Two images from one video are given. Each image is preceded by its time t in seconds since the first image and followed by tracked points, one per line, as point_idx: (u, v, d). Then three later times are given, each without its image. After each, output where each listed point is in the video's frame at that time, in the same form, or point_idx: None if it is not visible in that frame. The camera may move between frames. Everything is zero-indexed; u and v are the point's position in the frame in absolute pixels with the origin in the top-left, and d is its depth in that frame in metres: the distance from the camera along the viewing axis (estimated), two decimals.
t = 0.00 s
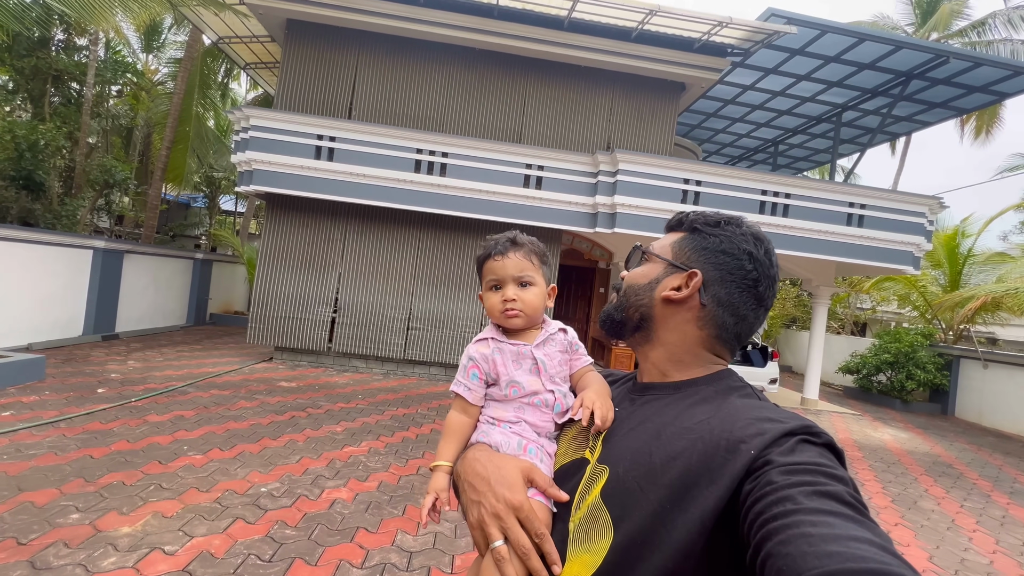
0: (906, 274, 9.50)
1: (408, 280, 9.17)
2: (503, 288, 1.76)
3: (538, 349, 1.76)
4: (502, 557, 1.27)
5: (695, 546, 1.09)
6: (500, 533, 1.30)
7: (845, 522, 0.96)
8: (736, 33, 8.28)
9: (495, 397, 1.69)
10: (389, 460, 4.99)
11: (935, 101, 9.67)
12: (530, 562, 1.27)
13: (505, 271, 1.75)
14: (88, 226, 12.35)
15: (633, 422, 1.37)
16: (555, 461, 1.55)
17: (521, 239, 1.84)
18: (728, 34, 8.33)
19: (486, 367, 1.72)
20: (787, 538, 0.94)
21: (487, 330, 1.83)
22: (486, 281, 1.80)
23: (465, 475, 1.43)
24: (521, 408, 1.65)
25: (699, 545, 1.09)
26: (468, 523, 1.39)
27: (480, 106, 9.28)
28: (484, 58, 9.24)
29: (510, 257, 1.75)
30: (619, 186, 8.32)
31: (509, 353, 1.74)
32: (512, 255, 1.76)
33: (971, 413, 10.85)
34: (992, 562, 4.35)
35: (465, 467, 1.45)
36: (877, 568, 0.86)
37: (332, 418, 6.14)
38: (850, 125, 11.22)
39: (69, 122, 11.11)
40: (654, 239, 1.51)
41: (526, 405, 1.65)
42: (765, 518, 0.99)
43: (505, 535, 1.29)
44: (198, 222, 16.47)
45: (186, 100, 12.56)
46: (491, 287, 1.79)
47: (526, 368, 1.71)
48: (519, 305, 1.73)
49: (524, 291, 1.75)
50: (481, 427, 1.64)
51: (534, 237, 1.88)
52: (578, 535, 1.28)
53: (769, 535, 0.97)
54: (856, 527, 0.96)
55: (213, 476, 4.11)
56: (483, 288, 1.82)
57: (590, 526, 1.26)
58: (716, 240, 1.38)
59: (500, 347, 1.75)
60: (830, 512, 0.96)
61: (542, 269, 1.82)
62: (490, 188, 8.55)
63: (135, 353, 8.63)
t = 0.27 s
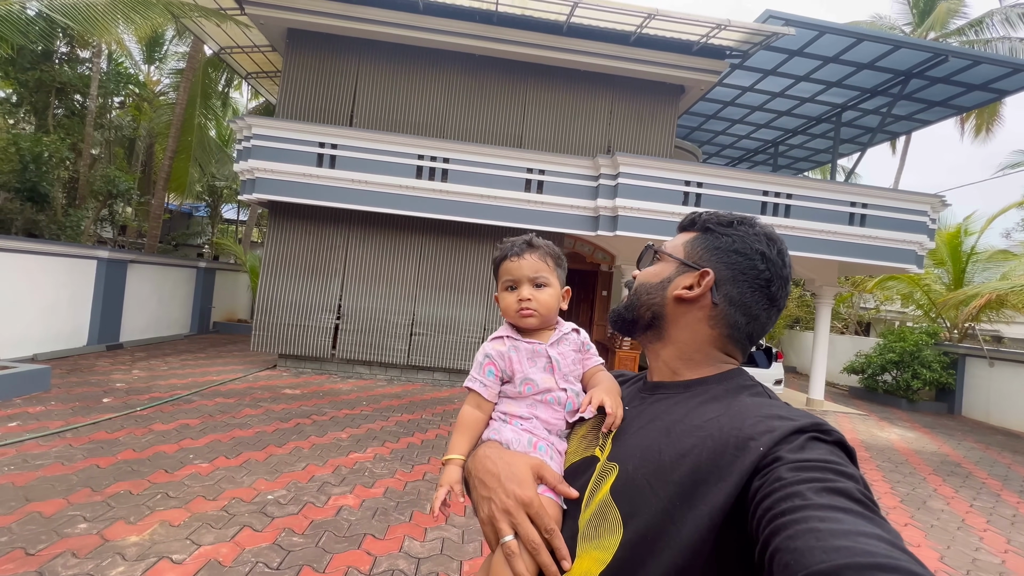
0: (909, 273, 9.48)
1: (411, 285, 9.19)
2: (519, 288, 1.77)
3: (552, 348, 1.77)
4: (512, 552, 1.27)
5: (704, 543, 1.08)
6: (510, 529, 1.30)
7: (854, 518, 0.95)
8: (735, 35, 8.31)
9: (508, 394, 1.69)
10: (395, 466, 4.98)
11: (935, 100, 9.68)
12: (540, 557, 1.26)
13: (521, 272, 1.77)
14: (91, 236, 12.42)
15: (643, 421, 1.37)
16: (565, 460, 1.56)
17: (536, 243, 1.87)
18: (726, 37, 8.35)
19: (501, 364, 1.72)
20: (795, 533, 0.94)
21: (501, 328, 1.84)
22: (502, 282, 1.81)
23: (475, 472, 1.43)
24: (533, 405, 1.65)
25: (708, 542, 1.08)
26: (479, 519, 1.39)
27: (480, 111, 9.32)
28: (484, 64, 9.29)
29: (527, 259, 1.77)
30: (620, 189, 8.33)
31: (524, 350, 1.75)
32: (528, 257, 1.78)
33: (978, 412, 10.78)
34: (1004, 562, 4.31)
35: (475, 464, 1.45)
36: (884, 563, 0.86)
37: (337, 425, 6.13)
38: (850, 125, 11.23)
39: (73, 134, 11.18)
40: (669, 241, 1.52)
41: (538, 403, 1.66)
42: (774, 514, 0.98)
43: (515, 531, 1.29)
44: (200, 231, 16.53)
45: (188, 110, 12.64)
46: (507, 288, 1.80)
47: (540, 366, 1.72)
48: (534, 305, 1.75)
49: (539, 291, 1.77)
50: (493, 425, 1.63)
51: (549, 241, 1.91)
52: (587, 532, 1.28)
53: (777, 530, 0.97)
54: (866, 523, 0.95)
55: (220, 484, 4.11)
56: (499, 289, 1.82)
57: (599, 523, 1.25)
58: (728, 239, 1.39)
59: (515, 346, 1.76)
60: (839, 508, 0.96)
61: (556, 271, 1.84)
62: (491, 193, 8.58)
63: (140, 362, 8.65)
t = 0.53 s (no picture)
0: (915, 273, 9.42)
1: (415, 292, 9.21)
2: (533, 299, 1.76)
3: (555, 350, 1.80)
4: (513, 557, 1.26)
5: (704, 546, 1.08)
6: (510, 534, 1.29)
7: (853, 519, 0.95)
8: (735, 39, 8.33)
9: (510, 392, 1.68)
10: (400, 472, 4.98)
11: (937, 100, 9.66)
12: (541, 563, 1.25)
13: (538, 283, 1.74)
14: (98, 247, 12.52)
15: (642, 424, 1.37)
16: (565, 464, 1.56)
17: (551, 249, 1.82)
18: (726, 41, 8.38)
19: (502, 354, 1.70)
20: (794, 534, 0.94)
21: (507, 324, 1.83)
22: (515, 289, 1.77)
23: (477, 478, 1.44)
24: (535, 408, 1.66)
25: (707, 545, 1.08)
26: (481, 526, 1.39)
27: (482, 117, 9.38)
28: (485, 71, 9.35)
29: (544, 271, 1.74)
30: (622, 193, 8.34)
31: (528, 348, 1.76)
32: (545, 268, 1.74)
33: (988, 414, 10.66)
34: (1017, 566, 4.25)
35: (478, 471, 1.46)
36: (883, 564, 0.86)
37: (342, 432, 6.14)
38: (851, 126, 11.22)
39: (80, 146, 11.29)
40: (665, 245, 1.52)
41: (540, 405, 1.67)
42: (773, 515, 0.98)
43: (515, 536, 1.29)
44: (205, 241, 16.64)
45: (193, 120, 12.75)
46: (519, 296, 1.77)
47: (543, 366, 1.74)
48: (546, 318, 1.77)
49: (552, 304, 1.78)
50: (495, 431, 1.63)
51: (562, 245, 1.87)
52: (587, 537, 1.27)
53: (776, 532, 0.97)
54: (863, 524, 0.95)
55: (225, 493, 4.12)
56: (511, 295, 1.79)
57: (598, 527, 1.25)
58: (723, 242, 1.39)
59: (520, 342, 1.76)
60: (838, 509, 0.96)
61: (568, 280, 1.84)
62: (494, 199, 8.60)
63: (146, 371, 8.69)
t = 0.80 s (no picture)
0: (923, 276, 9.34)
1: (419, 297, 9.24)
2: (524, 304, 1.79)
3: (551, 355, 1.80)
4: (505, 567, 1.26)
5: (701, 554, 1.07)
6: (502, 542, 1.28)
7: (850, 528, 0.95)
8: (738, 43, 8.34)
9: (506, 400, 1.68)
10: (404, 478, 4.98)
11: (943, 102, 9.61)
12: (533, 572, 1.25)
13: (528, 288, 1.77)
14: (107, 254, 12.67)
15: (638, 431, 1.37)
16: (557, 470, 1.57)
17: (541, 252, 1.85)
18: (729, 45, 8.38)
19: (500, 367, 1.70)
20: (790, 543, 0.93)
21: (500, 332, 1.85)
22: (506, 294, 1.81)
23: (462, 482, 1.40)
24: (529, 413, 1.66)
25: (704, 552, 1.08)
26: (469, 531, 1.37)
27: (486, 123, 9.43)
28: (488, 78, 9.42)
29: (534, 275, 1.77)
30: (626, 197, 8.35)
31: (524, 355, 1.76)
32: (535, 272, 1.78)
33: (1000, 419, 10.51)
34: None
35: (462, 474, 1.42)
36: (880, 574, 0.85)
37: (346, 437, 6.15)
38: (857, 129, 11.18)
39: (90, 154, 11.44)
40: (665, 250, 1.43)
41: (535, 410, 1.67)
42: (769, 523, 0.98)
43: (507, 544, 1.28)
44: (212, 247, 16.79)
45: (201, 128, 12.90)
46: (511, 301, 1.81)
47: (539, 371, 1.74)
48: (538, 323, 1.79)
49: (543, 308, 1.80)
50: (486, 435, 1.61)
51: (553, 248, 1.89)
52: (581, 546, 1.28)
53: (773, 540, 0.96)
54: (861, 533, 0.95)
55: (230, 497, 4.14)
56: (503, 300, 1.82)
57: (593, 535, 1.25)
58: (737, 253, 1.40)
59: (516, 350, 1.76)
60: (835, 518, 0.95)
61: (560, 283, 1.86)
62: (497, 204, 8.63)
63: (153, 376, 8.76)
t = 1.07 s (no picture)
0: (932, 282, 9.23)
1: (425, 299, 9.29)
2: (504, 303, 1.82)
3: (533, 352, 1.84)
4: (501, 569, 1.25)
5: (700, 548, 1.09)
6: (496, 544, 1.27)
7: (839, 517, 0.95)
8: (744, 48, 8.33)
9: (491, 398, 1.70)
10: (407, 479, 5.00)
11: (953, 107, 9.53)
12: (529, 573, 1.25)
13: (508, 287, 1.80)
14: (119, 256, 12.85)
15: (630, 426, 1.39)
16: (548, 467, 1.57)
17: (522, 251, 1.88)
18: (735, 50, 8.36)
19: (483, 366, 1.73)
20: (778, 532, 0.94)
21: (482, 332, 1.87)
22: (487, 293, 1.84)
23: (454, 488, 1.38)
24: (516, 409, 1.67)
25: (703, 547, 1.08)
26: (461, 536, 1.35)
27: (492, 127, 9.49)
28: (495, 83, 9.49)
29: (514, 275, 1.79)
30: (631, 201, 8.35)
31: (506, 353, 1.78)
32: (515, 271, 1.80)
33: (1014, 428, 10.32)
34: None
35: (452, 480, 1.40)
36: (865, 563, 0.86)
37: (350, 439, 6.19)
38: (865, 134, 11.11)
39: (104, 159, 11.61)
40: (689, 253, 1.40)
41: (521, 406, 1.68)
42: (758, 512, 0.99)
43: (502, 546, 1.27)
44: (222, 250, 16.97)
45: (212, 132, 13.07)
46: (493, 300, 1.84)
47: (522, 368, 1.76)
48: (518, 321, 1.82)
49: (524, 307, 1.83)
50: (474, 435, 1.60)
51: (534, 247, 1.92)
52: (578, 544, 1.29)
53: (761, 530, 0.97)
54: (848, 522, 0.95)
55: (235, 496, 4.18)
56: (485, 299, 1.85)
57: (590, 533, 1.26)
58: (739, 257, 1.47)
59: (498, 348, 1.79)
60: (823, 507, 0.96)
61: (541, 282, 1.89)
62: (503, 207, 8.67)
63: (162, 377, 8.87)
